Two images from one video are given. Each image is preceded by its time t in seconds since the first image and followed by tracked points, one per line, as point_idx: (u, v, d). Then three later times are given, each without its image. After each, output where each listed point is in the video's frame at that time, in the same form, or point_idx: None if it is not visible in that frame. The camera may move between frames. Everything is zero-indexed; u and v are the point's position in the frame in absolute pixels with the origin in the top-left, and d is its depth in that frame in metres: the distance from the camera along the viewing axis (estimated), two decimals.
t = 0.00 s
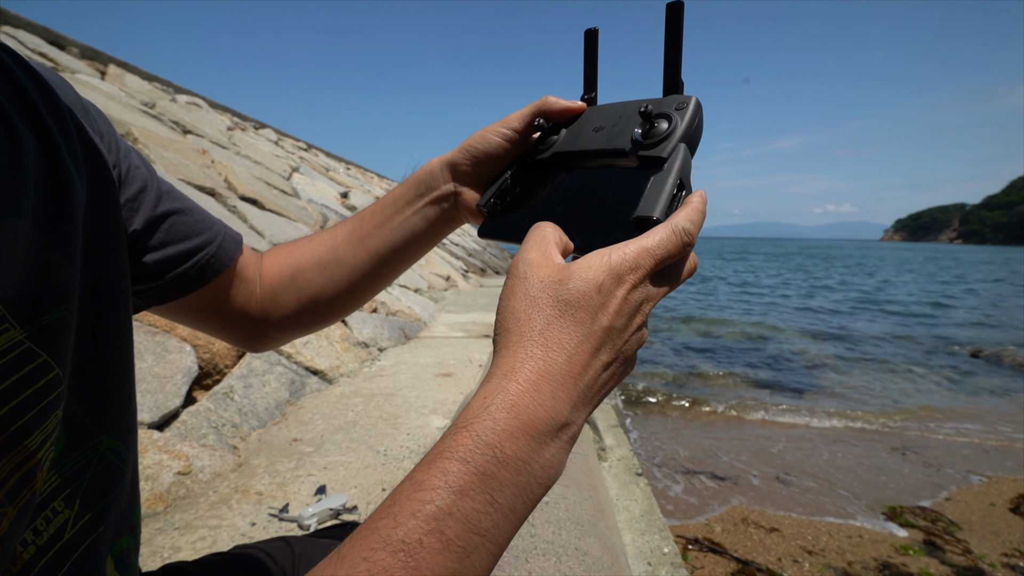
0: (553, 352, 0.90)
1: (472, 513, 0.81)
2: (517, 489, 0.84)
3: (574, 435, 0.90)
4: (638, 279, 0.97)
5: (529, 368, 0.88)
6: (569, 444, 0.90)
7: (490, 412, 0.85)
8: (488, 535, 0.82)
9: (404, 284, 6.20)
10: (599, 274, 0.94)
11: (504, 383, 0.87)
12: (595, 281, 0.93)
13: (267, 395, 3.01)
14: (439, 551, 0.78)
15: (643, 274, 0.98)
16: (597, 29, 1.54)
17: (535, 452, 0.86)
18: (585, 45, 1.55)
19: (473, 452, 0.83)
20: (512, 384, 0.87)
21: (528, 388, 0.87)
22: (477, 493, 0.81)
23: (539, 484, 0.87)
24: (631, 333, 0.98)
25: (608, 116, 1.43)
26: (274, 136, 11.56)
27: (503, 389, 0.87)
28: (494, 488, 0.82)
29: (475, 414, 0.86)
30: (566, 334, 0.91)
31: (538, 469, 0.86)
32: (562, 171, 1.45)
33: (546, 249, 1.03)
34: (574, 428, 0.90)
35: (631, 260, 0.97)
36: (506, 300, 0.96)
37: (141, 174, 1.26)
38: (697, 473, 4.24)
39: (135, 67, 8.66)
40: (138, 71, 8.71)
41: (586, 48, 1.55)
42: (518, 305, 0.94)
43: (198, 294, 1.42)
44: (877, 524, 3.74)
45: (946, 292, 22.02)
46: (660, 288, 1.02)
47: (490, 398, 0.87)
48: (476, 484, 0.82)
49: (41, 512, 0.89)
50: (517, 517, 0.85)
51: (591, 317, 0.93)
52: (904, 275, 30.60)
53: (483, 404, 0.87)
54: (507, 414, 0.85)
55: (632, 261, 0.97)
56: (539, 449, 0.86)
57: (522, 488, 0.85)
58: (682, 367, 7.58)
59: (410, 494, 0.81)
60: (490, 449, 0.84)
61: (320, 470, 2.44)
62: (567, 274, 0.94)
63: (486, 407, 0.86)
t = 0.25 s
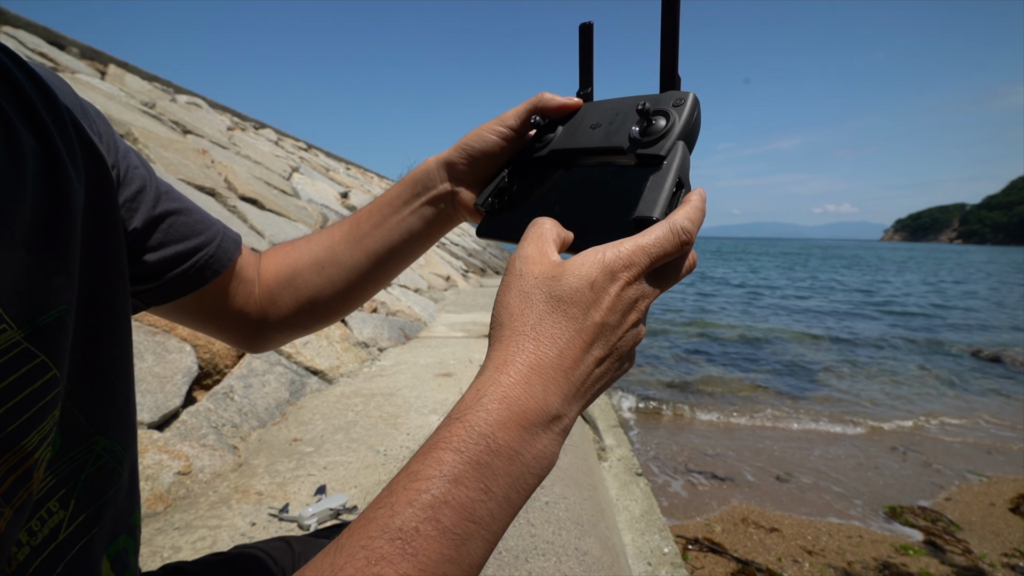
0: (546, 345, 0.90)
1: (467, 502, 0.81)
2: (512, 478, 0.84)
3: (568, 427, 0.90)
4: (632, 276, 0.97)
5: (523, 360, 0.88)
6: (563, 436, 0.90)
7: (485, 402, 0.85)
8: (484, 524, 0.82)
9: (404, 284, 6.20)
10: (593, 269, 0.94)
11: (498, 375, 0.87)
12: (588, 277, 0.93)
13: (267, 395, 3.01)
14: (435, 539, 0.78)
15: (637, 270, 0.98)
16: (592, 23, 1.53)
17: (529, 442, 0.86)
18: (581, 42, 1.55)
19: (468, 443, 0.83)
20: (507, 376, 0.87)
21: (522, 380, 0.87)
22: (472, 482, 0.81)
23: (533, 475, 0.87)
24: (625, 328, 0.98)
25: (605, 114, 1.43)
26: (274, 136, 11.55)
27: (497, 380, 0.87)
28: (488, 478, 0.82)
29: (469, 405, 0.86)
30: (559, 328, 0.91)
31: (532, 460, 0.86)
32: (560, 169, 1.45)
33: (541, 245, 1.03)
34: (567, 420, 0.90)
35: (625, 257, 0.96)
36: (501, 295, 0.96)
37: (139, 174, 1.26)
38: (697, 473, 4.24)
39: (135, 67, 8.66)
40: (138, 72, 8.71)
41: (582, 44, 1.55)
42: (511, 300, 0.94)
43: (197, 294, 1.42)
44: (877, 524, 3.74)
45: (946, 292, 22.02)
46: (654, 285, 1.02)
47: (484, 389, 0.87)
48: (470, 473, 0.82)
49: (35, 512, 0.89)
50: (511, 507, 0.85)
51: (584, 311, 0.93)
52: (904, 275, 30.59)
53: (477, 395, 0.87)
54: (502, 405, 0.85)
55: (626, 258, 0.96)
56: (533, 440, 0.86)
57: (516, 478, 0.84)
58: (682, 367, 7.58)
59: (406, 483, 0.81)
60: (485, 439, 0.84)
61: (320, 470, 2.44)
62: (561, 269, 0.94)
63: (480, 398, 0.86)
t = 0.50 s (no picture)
0: (547, 351, 0.90)
1: (468, 506, 0.81)
2: (513, 484, 0.84)
3: (569, 432, 0.90)
4: (633, 280, 0.97)
5: (523, 366, 0.89)
6: (564, 441, 0.90)
7: (485, 408, 0.86)
8: (485, 530, 0.82)
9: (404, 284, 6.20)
10: (593, 274, 0.94)
11: (499, 380, 0.87)
12: (589, 281, 0.93)
13: (267, 395, 3.01)
14: (436, 544, 0.78)
15: (638, 275, 0.98)
16: (593, 27, 1.53)
17: (530, 447, 0.86)
18: (581, 45, 1.55)
19: (469, 447, 0.83)
20: (508, 382, 0.87)
21: (523, 385, 0.87)
22: (473, 487, 0.81)
23: (535, 480, 0.87)
24: (626, 332, 0.97)
25: (606, 117, 1.43)
26: (274, 136, 11.55)
27: (498, 386, 0.87)
28: (489, 483, 0.82)
29: (470, 411, 0.87)
30: (559, 333, 0.91)
31: (533, 465, 0.86)
32: (560, 172, 1.45)
33: (542, 249, 1.03)
34: (568, 425, 0.90)
35: (625, 261, 0.97)
36: (502, 300, 0.96)
37: (142, 175, 1.26)
38: (696, 472, 4.24)
39: (134, 67, 8.65)
40: (138, 71, 8.71)
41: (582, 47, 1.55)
42: (512, 305, 0.95)
43: (198, 295, 1.42)
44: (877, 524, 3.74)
45: (945, 292, 22.02)
46: (655, 288, 1.02)
47: (485, 395, 0.87)
48: (472, 478, 0.82)
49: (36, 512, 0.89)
50: (513, 512, 0.85)
51: (586, 316, 0.93)
52: (904, 275, 30.59)
53: (478, 401, 0.87)
54: (502, 411, 0.85)
55: (626, 262, 0.97)
56: (534, 445, 0.86)
57: (517, 483, 0.84)
58: (681, 367, 7.58)
59: (408, 488, 0.81)
60: (486, 445, 0.84)
61: (320, 470, 2.44)
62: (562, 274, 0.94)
63: (481, 404, 0.86)
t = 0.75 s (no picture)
0: (547, 352, 0.90)
1: (469, 508, 0.81)
2: (514, 485, 0.84)
3: (570, 432, 0.90)
4: (633, 279, 0.97)
5: (524, 367, 0.89)
6: (566, 442, 0.90)
7: (487, 409, 0.86)
8: (487, 531, 0.82)
9: (404, 284, 6.20)
10: (594, 274, 0.94)
11: (500, 382, 0.87)
12: (589, 281, 0.93)
13: (267, 395, 3.01)
14: (437, 545, 0.79)
15: (638, 273, 0.98)
16: (595, 29, 1.54)
17: (532, 448, 0.86)
18: (584, 46, 1.55)
19: (470, 449, 0.83)
20: (509, 382, 0.87)
21: (524, 386, 0.87)
22: (474, 488, 0.82)
23: (536, 481, 0.87)
24: (626, 332, 0.98)
25: (607, 117, 1.43)
26: (274, 136, 11.55)
27: (499, 387, 0.87)
28: (491, 484, 0.83)
29: (471, 412, 0.87)
30: (560, 334, 0.91)
31: (535, 466, 0.86)
32: (561, 172, 1.45)
33: (542, 248, 1.03)
34: (570, 426, 0.90)
35: (625, 260, 0.97)
36: (502, 300, 0.97)
37: (143, 175, 1.26)
38: (696, 472, 4.24)
39: (134, 67, 8.65)
40: (138, 71, 8.71)
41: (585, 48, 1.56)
42: (512, 305, 0.95)
43: (200, 294, 1.42)
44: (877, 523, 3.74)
45: (945, 292, 22.02)
46: (655, 287, 1.02)
47: (486, 396, 0.87)
48: (473, 479, 0.82)
49: (44, 510, 0.90)
50: (515, 513, 0.85)
51: (586, 317, 0.93)
52: (904, 275, 30.59)
53: (479, 402, 0.87)
54: (503, 412, 0.85)
55: (626, 261, 0.97)
56: (535, 446, 0.86)
57: (519, 484, 0.85)
58: (681, 367, 7.58)
59: (409, 489, 0.82)
60: (487, 445, 0.84)
61: (320, 470, 2.45)
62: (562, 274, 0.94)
63: (482, 405, 0.86)
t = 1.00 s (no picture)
0: (547, 348, 0.90)
1: (470, 504, 0.81)
2: (515, 482, 0.84)
3: (571, 429, 0.90)
4: (632, 276, 0.97)
5: (524, 364, 0.89)
6: (566, 439, 0.90)
7: (487, 406, 0.86)
8: (488, 528, 0.82)
9: (404, 284, 6.20)
10: (593, 271, 0.94)
11: (500, 378, 0.88)
12: (589, 279, 0.94)
13: (267, 395, 3.01)
14: (439, 542, 0.79)
15: (637, 270, 0.98)
16: (595, 31, 1.54)
17: (532, 445, 0.86)
18: (583, 47, 1.55)
19: (471, 446, 0.84)
20: (509, 379, 0.87)
21: (525, 383, 0.87)
22: (475, 484, 0.82)
23: (537, 477, 0.87)
24: (626, 329, 0.98)
25: (606, 117, 1.44)
26: (274, 136, 11.55)
27: (499, 384, 0.87)
28: (492, 481, 0.83)
29: (471, 409, 0.87)
30: (560, 331, 0.91)
31: (536, 463, 0.86)
32: (559, 172, 1.46)
33: (540, 247, 1.03)
34: (570, 423, 0.90)
35: (624, 257, 0.97)
36: (502, 298, 0.97)
37: (144, 175, 1.26)
38: (696, 472, 4.25)
39: (135, 67, 8.65)
40: (138, 71, 8.71)
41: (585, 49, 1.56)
42: (512, 303, 0.95)
43: (200, 294, 1.42)
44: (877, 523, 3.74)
45: (945, 292, 22.03)
46: (654, 284, 1.02)
47: (487, 393, 0.87)
48: (473, 476, 0.82)
49: (46, 510, 0.89)
50: (516, 510, 0.85)
51: (586, 314, 0.93)
52: (904, 275, 30.58)
53: (479, 399, 0.87)
54: (504, 409, 0.85)
55: (625, 258, 0.97)
56: (536, 443, 0.86)
57: (519, 481, 0.85)
58: (681, 367, 7.58)
59: (410, 486, 0.82)
60: (488, 442, 0.84)
61: (320, 470, 2.45)
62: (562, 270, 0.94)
63: (482, 401, 0.86)
